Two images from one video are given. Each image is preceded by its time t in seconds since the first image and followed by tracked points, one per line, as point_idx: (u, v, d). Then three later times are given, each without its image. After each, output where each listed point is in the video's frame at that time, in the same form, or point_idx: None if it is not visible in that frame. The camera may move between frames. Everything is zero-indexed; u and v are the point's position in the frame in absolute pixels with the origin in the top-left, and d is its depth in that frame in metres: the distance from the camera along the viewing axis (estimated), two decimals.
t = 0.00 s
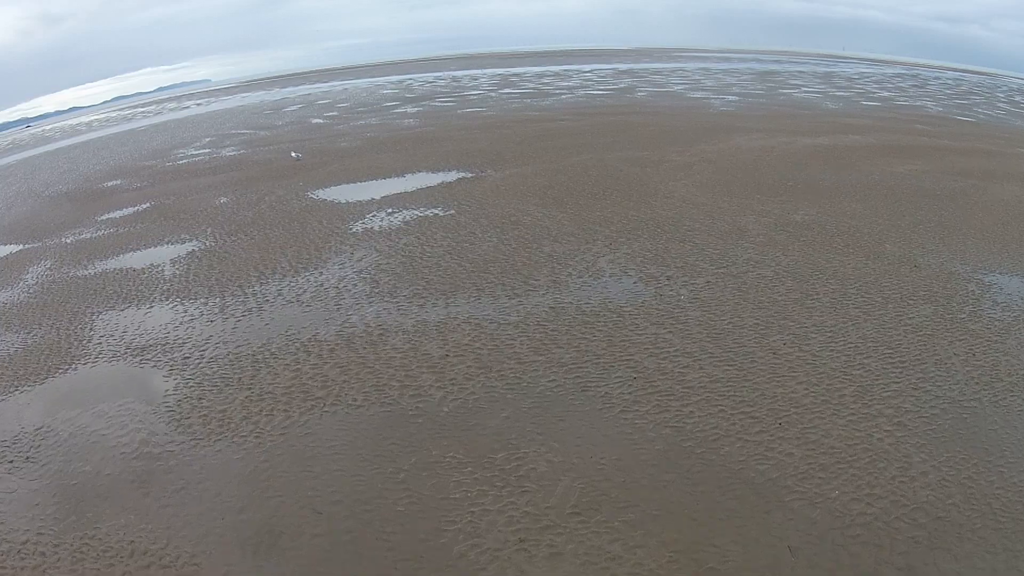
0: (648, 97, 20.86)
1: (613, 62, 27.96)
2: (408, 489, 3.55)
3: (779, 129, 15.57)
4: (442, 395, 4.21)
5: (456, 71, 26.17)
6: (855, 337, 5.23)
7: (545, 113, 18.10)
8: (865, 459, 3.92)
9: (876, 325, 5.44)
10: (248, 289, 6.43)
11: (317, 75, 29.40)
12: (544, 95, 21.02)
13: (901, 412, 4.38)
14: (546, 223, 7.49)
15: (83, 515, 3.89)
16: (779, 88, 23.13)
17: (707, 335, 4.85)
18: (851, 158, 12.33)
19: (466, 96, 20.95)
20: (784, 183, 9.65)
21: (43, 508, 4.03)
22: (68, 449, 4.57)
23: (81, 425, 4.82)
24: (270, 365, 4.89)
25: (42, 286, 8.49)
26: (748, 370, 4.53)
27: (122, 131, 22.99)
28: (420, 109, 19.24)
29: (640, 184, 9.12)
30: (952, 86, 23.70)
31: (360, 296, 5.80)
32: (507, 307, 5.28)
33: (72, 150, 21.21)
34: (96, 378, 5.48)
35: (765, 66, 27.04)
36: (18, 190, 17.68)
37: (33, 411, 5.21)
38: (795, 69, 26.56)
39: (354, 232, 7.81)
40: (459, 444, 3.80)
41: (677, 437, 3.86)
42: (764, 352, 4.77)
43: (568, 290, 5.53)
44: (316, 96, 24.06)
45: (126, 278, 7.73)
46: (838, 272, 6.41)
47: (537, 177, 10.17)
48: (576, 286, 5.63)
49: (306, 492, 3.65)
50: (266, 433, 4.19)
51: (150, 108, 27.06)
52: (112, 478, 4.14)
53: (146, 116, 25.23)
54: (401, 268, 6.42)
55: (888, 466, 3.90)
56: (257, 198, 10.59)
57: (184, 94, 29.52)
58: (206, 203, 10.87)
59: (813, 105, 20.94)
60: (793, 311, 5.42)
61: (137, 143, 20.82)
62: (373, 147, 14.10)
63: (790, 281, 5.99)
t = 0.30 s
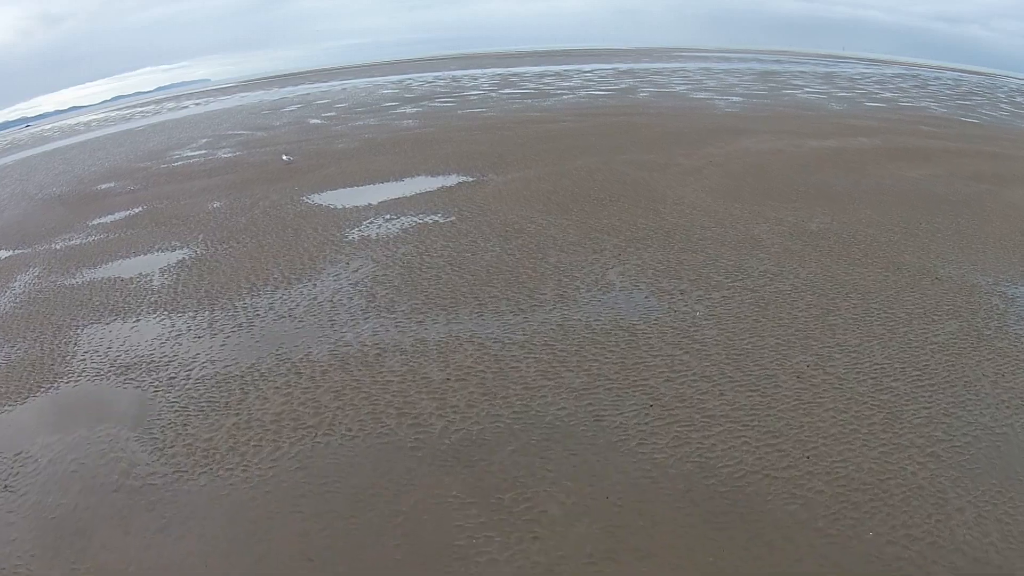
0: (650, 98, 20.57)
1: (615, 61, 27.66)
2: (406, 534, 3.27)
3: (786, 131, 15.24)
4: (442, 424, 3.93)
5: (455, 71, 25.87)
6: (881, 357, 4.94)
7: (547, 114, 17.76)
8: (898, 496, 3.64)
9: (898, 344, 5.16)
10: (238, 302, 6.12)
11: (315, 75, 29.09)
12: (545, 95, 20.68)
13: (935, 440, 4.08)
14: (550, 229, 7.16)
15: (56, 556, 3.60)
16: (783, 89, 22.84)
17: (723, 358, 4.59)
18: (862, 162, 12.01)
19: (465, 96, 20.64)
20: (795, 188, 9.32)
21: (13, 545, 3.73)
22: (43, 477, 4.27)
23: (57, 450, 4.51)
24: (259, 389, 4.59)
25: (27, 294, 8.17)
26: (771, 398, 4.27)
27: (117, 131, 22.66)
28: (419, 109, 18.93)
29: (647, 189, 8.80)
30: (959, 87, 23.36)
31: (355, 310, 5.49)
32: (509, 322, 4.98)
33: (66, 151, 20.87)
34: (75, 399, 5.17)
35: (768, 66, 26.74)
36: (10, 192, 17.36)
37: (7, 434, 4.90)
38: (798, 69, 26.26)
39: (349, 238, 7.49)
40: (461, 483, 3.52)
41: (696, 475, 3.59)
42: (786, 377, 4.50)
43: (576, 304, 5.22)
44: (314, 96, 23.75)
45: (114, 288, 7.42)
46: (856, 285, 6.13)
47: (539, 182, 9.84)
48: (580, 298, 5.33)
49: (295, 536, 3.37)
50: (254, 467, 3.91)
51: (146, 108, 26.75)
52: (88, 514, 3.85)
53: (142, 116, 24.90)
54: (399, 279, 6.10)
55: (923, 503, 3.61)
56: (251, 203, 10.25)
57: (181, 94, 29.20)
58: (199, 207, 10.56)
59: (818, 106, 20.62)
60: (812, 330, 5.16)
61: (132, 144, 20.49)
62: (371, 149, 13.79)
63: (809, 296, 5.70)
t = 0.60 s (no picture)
0: (653, 100, 20.26)
1: (616, 62, 27.35)
2: None
3: (793, 135, 14.92)
4: (443, 462, 3.63)
5: (455, 72, 25.57)
6: (910, 383, 4.65)
7: (548, 116, 17.43)
8: (938, 541, 3.35)
9: (927, 368, 4.84)
10: (227, 318, 5.79)
11: (313, 76, 28.79)
12: (546, 97, 20.35)
13: (973, 477, 3.79)
14: (554, 238, 6.82)
15: None
16: (787, 90, 22.55)
17: (745, 388, 4.29)
18: (873, 167, 11.68)
19: (465, 98, 20.34)
20: (807, 196, 9.00)
21: None
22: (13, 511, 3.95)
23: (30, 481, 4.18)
24: (247, 418, 4.28)
25: (10, 305, 7.84)
26: (796, 432, 4.00)
27: (112, 133, 22.33)
28: (419, 111, 18.62)
29: (655, 196, 8.47)
30: (966, 89, 23.03)
31: (350, 328, 5.17)
32: (515, 343, 4.66)
33: (59, 153, 20.53)
34: (50, 424, 4.84)
35: (771, 67, 26.43)
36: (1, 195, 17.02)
37: None
38: (802, 70, 25.96)
39: (346, 247, 7.18)
40: (465, 530, 3.24)
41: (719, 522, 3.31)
42: (812, 408, 4.23)
43: (585, 324, 4.91)
44: (312, 97, 23.43)
45: (100, 300, 7.11)
46: (877, 301, 5.83)
47: (542, 189, 9.52)
48: (593, 317, 5.01)
49: None
50: (239, 508, 3.60)
51: (142, 108, 26.41)
52: (58, 560, 3.54)
53: (138, 117, 24.56)
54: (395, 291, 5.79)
55: (964, 549, 3.33)
56: (244, 210, 9.92)
57: (177, 95, 28.89)
58: (192, 213, 10.24)
59: (824, 108, 20.29)
60: (835, 354, 4.85)
61: (127, 146, 20.15)
62: (369, 152, 13.48)
63: (830, 316, 5.40)
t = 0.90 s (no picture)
0: (656, 101, 19.92)
1: (617, 62, 27.01)
2: None
3: (801, 138, 14.57)
4: (444, 507, 3.31)
5: (454, 72, 25.23)
6: (941, 413, 4.35)
7: (549, 118, 17.06)
8: None
9: (958, 394, 4.56)
10: (212, 335, 5.43)
11: (311, 76, 28.44)
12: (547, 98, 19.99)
13: (1015, 519, 3.51)
14: (559, 249, 6.48)
15: None
16: (791, 92, 22.23)
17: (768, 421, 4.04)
18: (885, 173, 11.35)
19: (464, 98, 20.01)
20: (820, 204, 8.67)
21: None
22: None
23: None
24: (231, 452, 3.95)
25: None
26: (827, 472, 3.74)
27: (105, 133, 21.93)
28: (417, 112, 18.28)
29: (663, 204, 8.13)
30: (972, 91, 22.71)
31: (342, 349, 4.77)
32: (519, 368, 4.34)
33: (51, 153, 20.13)
34: (19, 452, 4.49)
35: (774, 68, 26.12)
36: None
37: None
38: (805, 72, 25.65)
39: (339, 256, 6.85)
40: None
41: None
42: (842, 444, 3.98)
43: (595, 346, 4.58)
44: (309, 97, 23.08)
45: (81, 312, 6.75)
46: (899, 319, 5.53)
47: (545, 195, 9.17)
48: (601, 339, 4.69)
49: None
50: (221, 556, 3.28)
51: (136, 108, 26.01)
52: None
53: (132, 117, 24.16)
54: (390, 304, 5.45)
55: None
56: (236, 216, 9.57)
57: (173, 95, 28.48)
58: (182, 219, 9.89)
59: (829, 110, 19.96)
60: (860, 382, 4.59)
61: (120, 146, 19.77)
62: (366, 154, 13.15)
63: (853, 338, 5.13)
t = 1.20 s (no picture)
0: (660, 103, 19.57)
1: (619, 63, 26.68)
2: None
3: (810, 142, 14.23)
4: (446, 568, 3.00)
5: (453, 73, 24.89)
6: (981, 447, 4.03)
7: (552, 120, 16.71)
8: None
9: (999, 426, 4.22)
10: (196, 358, 5.08)
11: (310, 76, 28.10)
12: (549, 99, 19.63)
13: None
14: (566, 262, 6.13)
15: None
16: (796, 93, 21.89)
17: (802, 464, 3.76)
18: (899, 179, 11.00)
19: (463, 99, 19.68)
20: (836, 213, 8.32)
21: None
22: None
23: None
24: (214, 495, 3.63)
25: None
26: (864, 521, 3.44)
27: (100, 134, 21.57)
28: (417, 113, 17.93)
29: (673, 213, 7.78)
30: (981, 93, 22.32)
31: (335, 376, 4.43)
32: (527, 400, 4.00)
33: (44, 156, 19.77)
34: None
35: (778, 69, 25.79)
36: None
37: None
38: (810, 72, 25.31)
39: (334, 268, 6.51)
40: None
41: None
42: (879, 488, 3.68)
43: (607, 375, 4.25)
44: (307, 98, 22.74)
45: (61, 326, 6.38)
46: (929, 342, 5.20)
47: (549, 203, 8.83)
48: (615, 366, 4.35)
49: None
50: None
51: (132, 109, 25.65)
52: None
53: (128, 118, 23.80)
54: (388, 322, 5.11)
55: None
56: (228, 224, 9.22)
57: (170, 96, 28.13)
58: (173, 227, 9.54)
59: (836, 112, 19.61)
60: (894, 414, 4.27)
61: (114, 148, 19.43)
62: (364, 158, 12.81)
63: (881, 364, 4.83)
